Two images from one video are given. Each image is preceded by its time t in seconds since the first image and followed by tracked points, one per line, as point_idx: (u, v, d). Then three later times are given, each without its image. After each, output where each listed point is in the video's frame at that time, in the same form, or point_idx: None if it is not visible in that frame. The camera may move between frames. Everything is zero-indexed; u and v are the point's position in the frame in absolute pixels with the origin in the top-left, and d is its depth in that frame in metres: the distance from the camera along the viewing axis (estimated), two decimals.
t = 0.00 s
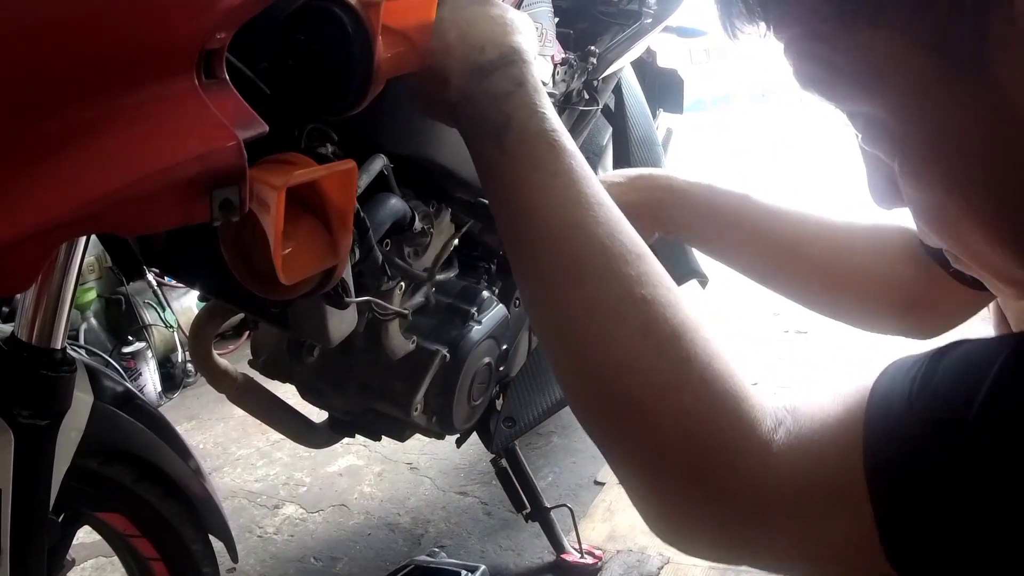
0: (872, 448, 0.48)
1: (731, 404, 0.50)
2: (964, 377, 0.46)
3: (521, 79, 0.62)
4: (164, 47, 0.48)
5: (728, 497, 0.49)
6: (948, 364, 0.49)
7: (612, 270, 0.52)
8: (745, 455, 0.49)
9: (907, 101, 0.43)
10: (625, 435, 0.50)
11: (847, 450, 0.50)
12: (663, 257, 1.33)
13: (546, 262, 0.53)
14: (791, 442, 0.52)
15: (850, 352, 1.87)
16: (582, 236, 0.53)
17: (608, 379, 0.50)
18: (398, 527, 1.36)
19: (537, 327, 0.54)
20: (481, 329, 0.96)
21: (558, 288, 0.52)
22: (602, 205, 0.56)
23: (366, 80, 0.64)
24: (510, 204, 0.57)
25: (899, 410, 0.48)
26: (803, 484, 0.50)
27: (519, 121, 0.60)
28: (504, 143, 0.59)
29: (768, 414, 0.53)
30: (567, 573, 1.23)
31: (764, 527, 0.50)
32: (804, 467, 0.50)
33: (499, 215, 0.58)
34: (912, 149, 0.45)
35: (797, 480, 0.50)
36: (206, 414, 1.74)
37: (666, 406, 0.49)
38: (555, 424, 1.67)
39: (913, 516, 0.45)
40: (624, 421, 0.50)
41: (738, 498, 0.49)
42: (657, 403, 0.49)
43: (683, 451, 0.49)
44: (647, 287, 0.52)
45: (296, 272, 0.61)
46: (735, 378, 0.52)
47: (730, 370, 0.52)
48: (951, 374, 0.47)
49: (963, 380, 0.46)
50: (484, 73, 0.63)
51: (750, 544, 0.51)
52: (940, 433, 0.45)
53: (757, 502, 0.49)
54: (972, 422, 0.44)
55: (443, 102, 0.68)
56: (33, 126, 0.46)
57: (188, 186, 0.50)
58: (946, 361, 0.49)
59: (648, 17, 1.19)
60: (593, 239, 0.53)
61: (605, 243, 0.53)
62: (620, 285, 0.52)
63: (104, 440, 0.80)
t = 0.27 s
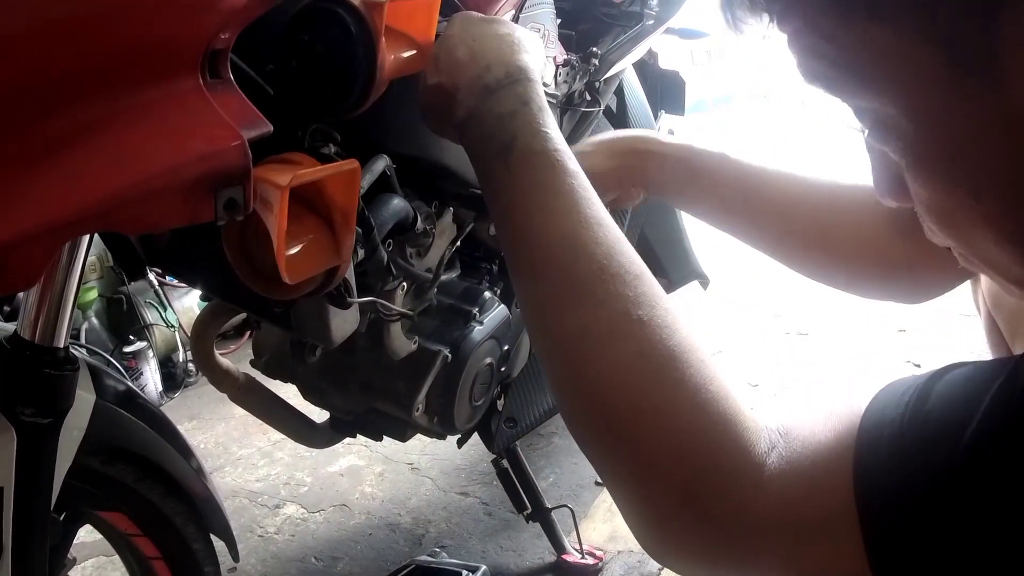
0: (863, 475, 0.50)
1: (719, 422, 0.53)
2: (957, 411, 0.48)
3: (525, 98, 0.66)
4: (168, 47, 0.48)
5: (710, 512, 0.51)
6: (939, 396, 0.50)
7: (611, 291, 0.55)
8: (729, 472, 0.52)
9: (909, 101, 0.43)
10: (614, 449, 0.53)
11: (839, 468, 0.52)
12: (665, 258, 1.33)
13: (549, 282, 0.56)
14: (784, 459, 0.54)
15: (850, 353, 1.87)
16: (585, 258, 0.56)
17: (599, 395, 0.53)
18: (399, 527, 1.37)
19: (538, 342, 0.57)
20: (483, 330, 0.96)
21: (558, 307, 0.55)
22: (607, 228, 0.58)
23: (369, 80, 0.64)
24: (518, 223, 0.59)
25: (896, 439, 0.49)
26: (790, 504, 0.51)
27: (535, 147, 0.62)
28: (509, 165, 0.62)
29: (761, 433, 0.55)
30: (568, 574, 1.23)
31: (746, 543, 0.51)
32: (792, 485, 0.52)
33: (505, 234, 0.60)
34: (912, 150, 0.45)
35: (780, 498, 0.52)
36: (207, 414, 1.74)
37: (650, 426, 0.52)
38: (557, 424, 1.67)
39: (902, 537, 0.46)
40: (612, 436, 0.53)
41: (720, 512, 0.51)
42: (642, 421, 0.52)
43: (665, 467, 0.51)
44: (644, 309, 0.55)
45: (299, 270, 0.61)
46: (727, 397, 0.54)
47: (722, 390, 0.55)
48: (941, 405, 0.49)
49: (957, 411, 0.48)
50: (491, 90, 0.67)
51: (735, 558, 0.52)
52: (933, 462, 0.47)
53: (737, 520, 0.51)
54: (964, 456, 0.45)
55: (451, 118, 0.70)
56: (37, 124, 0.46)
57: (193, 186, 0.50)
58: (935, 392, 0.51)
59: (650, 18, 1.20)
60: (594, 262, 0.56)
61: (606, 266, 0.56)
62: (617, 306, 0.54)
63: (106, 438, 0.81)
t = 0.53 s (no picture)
0: (865, 484, 0.50)
1: (717, 435, 0.52)
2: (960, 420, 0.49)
3: (525, 102, 0.66)
4: (169, 41, 0.48)
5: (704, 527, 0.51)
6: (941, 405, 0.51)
7: (608, 301, 0.53)
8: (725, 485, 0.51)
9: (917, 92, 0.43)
10: (609, 462, 0.52)
11: (836, 474, 0.53)
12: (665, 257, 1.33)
13: (546, 290, 0.55)
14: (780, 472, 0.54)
15: (850, 353, 1.87)
16: (582, 266, 0.55)
17: (595, 408, 0.51)
18: (398, 526, 1.36)
19: (535, 351, 0.56)
20: (483, 328, 0.96)
21: (555, 315, 0.54)
22: (606, 236, 0.57)
23: (370, 78, 0.64)
24: (515, 232, 0.58)
25: (899, 447, 0.50)
26: (788, 518, 0.51)
27: (531, 158, 0.61)
28: (508, 173, 0.62)
29: (760, 444, 0.55)
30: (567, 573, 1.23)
31: (743, 557, 0.51)
32: (792, 498, 0.52)
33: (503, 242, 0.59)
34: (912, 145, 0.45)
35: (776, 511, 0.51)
36: (207, 412, 1.74)
37: (646, 439, 0.50)
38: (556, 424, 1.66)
39: (901, 545, 0.47)
40: (607, 449, 0.51)
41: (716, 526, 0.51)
42: (637, 435, 0.50)
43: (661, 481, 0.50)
44: (640, 320, 0.53)
45: (299, 266, 0.60)
46: (727, 409, 0.53)
47: (722, 402, 0.54)
48: (941, 412, 0.50)
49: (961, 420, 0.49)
50: (491, 96, 0.67)
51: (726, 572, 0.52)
52: (931, 471, 0.48)
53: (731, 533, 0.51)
54: (967, 462, 0.46)
55: (451, 119, 0.71)
56: (39, 119, 0.46)
57: (193, 180, 0.50)
58: (938, 403, 0.52)
59: (651, 18, 1.20)
60: (591, 270, 0.54)
61: (604, 275, 0.54)
62: (615, 315, 0.53)
63: (105, 435, 0.80)
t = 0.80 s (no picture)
0: (866, 488, 0.50)
1: (716, 439, 0.51)
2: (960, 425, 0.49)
3: (525, 104, 0.64)
4: (163, 38, 0.48)
5: (703, 529, 0.51)
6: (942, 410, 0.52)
7: (606, 302, 0.53)
8: (723, 487, 0.51)
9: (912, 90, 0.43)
10: (608, 465, 0.51)
11: (836, 477, 0.53)
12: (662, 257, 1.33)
13: (544, 291, 0.54)
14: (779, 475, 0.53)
15: (848, 355, 1.87)
16: (581, 268, 0.54)
17: (594, 410, 0.51)
18: (394, 526, 1.36)
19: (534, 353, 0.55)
20: (479, 327, 0.96)
21: (553, 317, 0.53)
22: (606, 238, 0.57)
23: (365, 76, 0.64)
24: (513, 232, 0.58)
25: (899, 450, 0.51)
26: (788, 522, 0.51)
27: (526, 157, 0.61)
28: (508, 175, 0.60)
29: (760, 447, 0.55)
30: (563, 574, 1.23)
31: (741, 560, 0.51)
32: (793, 502, 0.52)
33: (501, 242, 0.59)
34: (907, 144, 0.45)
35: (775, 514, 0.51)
36: (205, 411, 1.74)
37: (646, 443, 0.50)
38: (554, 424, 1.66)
39: (900, 548, 0.47)
40: (605, 451, 0.51)
41: (714, 528, 0.51)
42: (635, 437, 0.50)
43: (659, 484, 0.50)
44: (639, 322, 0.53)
45: (293, 263, 0.60)
46: (727, 413, 0.53)
47: (722, 405, 0.53)
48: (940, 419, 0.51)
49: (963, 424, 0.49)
50: (489, 99, 0.65)
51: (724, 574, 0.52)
52: (929, 474, 0.48)
53: (729, 535, 0.51)
54: (967, 463, 0.47)
55: (447, 119, 0.70)
56: (32, 117, 0.46)
57: (186, 177, 0.50)
58: (940, 407, 0.52)
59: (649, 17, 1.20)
60: (590, 271, 0.54)
61: (602, 277, 0.54)
62: (613, 317, 0.52)
63: (101, 434, 0.80)
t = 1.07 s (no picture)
0: (852, 488, 0.50)
1: (709, 442, 0.51)
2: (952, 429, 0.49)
3: (516, 113, 0.64)
4: (159, 41, 0.48)
5: (697, 533, 0.51)
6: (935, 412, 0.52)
7: (597, 307, 0.53)
8: (716, 490, 0.51)
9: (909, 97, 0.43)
10: (601, 469, 0.52)
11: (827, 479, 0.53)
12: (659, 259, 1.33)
13: (536, 298, 0.54)
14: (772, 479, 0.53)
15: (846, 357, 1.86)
16: (572, 274, 0.54)
17: (587, 415, 0.51)
18: (391, 526, 1.36)
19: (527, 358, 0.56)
20: (475, 329, 0.96)
21: (545, 323, 0.54)
22: (596, 242, 0.57)
23: (362, 79, 0.64)
24: (505, 239, 0.58)
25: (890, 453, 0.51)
26: (780, 525, 0.51)
27: (519, 161, 0.60)
28: (499, 180, 0.60)
29: (751, 450, 0.55)
30: None
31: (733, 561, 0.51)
32: (784, 502, 0.52)
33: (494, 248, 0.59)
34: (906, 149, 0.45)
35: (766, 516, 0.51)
36: (202, 411, 1.74)
37: (640, 444, 0.50)
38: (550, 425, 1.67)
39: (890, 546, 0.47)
40: (599, 456, 0.51)
41: (708, 532, 0.51)
42: (628, 441, 0.50)
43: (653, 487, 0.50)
44: (630, 327, 0.53)
45: (286, 267, 0.60)
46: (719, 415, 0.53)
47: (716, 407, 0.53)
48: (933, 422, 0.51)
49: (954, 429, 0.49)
50: (482, 108, 0.65)
51: None
52: (922, 479, 0.48)
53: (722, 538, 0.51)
54: (958, 468, 0.47)
55: (441, 126, 0.70)
56: (29, 118, 0.46)
57: (180, 180, 0.50)
58: (926, 411, 0.52)
59: (648, 19, 1.20)
60: (580, 277, 0.54)
61: (593, 282, 0.54)
62: (605, 322, 0.52)
63: (97, 436, 0.80)
